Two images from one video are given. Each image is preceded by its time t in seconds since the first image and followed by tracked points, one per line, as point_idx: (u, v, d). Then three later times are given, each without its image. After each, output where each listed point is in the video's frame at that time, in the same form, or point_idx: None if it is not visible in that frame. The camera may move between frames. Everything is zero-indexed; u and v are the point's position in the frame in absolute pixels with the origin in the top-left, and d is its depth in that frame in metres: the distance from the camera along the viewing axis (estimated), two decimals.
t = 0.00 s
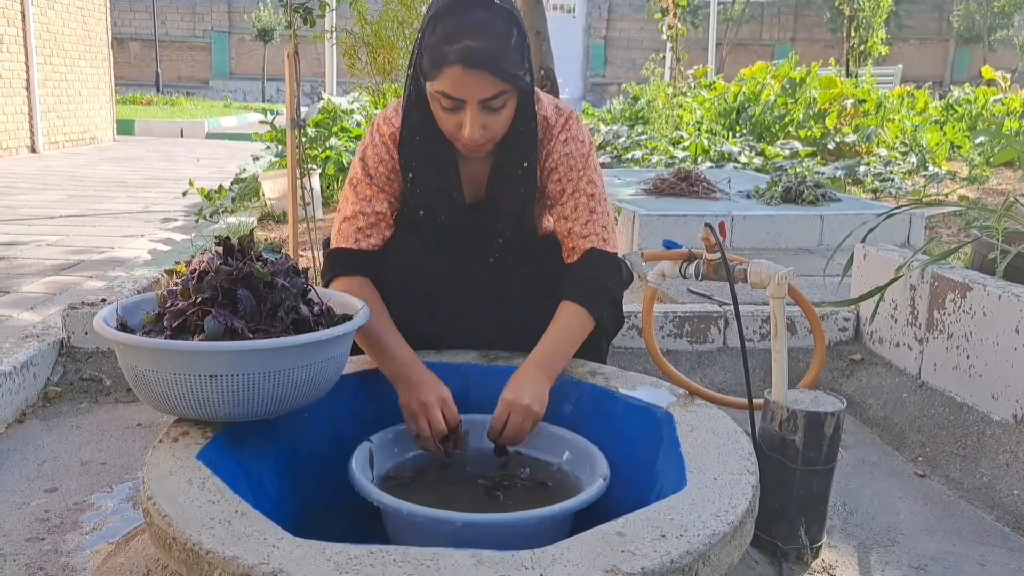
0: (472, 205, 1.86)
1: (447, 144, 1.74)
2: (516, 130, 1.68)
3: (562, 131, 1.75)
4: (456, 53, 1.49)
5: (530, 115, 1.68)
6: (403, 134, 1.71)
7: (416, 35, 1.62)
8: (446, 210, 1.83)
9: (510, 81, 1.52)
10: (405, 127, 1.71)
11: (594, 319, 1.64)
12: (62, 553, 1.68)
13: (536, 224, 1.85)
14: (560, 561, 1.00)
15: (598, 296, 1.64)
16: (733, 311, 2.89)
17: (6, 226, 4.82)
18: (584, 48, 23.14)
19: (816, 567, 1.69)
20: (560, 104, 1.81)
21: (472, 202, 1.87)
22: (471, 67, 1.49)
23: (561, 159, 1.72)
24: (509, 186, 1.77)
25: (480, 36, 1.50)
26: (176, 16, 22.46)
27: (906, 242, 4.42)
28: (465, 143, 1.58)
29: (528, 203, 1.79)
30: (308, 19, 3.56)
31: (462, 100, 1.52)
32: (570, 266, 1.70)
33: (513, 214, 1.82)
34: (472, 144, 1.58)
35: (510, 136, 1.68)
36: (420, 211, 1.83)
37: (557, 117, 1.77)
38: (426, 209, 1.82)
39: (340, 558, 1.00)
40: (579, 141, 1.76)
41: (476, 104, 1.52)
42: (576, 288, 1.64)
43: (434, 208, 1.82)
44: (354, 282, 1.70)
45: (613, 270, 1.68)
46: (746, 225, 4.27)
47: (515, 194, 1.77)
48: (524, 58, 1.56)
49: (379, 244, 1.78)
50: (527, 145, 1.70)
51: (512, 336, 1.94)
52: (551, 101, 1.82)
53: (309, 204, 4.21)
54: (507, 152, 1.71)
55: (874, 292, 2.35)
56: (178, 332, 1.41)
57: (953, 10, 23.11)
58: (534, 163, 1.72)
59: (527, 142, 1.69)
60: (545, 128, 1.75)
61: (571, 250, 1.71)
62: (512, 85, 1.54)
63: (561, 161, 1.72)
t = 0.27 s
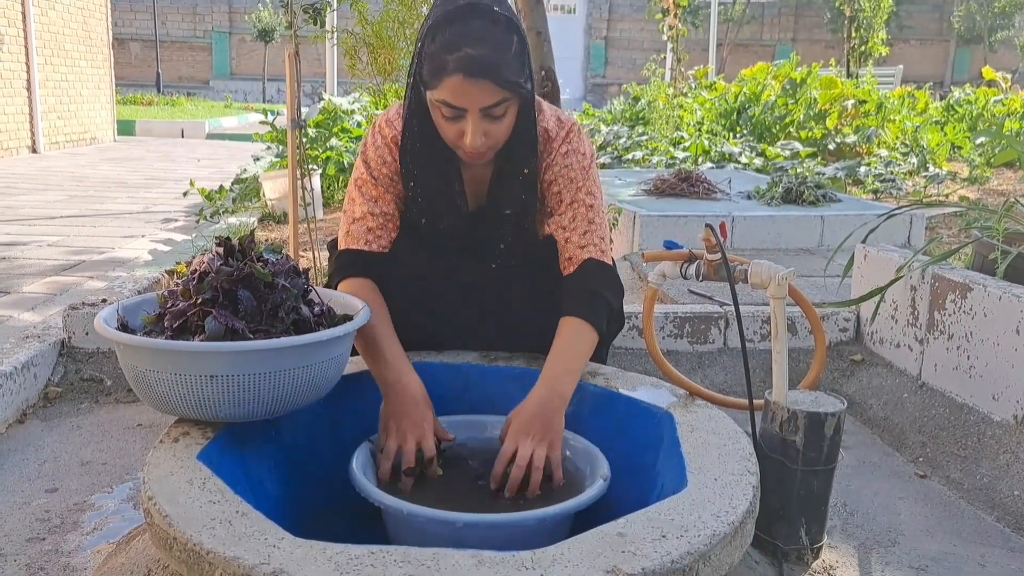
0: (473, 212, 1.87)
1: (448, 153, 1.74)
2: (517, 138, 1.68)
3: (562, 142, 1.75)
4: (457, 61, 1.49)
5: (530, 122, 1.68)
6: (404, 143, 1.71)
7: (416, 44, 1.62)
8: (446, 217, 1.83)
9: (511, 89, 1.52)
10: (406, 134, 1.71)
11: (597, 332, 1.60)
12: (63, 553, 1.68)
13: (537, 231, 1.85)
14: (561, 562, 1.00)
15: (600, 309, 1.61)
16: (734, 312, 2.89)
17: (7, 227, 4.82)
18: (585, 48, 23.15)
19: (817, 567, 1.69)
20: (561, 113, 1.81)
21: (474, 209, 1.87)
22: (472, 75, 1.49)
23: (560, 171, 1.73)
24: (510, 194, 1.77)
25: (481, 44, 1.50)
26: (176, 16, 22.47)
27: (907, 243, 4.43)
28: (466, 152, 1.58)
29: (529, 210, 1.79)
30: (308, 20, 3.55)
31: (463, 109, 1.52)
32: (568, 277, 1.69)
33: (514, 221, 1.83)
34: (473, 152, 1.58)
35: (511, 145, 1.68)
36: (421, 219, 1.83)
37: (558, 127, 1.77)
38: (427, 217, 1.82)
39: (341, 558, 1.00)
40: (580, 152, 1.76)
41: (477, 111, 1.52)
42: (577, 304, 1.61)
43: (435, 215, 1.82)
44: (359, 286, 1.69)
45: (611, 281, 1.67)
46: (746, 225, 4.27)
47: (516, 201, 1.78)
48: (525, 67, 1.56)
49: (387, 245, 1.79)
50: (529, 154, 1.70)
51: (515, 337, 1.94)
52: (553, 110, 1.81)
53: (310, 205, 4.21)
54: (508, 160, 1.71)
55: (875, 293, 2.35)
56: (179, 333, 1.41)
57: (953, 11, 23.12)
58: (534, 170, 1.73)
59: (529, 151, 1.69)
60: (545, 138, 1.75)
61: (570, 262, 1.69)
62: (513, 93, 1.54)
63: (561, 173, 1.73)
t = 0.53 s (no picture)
0: (478, 213, 1.86)
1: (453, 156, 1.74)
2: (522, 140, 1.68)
3: (566, 142, 1.73)
4: (461, 65, 1.49)
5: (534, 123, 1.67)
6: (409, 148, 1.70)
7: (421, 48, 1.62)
8: (450, 219, 1.83)
9: (516, 92, 1.52)
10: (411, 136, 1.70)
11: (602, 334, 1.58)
12: (67, 551, 1.68)
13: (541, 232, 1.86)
14: (563, 560, 1.00)
15: (605, 312, 1.60)
16: (736, 310, 2.89)
17: (10, 225, 4.83)
18: (587, 46, 23.12)
19: (820, 565, 1.69)
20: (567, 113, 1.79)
21: (479, 210, 1.86)
22: (476, 79, 1.49)
23: (564, 171, 1.71)
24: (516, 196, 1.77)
25: (485, 48, 1.50)
26: (179, 14, 22.50)
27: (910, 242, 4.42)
28: (472, 155, 1.58)
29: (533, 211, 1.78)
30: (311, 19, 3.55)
31: (468, 112, 1.52)
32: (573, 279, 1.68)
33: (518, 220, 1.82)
34: (479, 155, 1.58)
35: (515, 147, 1.68)
36: (424, 223, 1.82)
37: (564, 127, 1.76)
38: (432, 220, 1.82)
39: (344, 555, 1.01)
40: (583, 151, 1.73)
41: (482, 115, 1.52)
42: (580, 304, 1.60)
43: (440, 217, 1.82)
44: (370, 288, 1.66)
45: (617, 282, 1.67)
46: (749, 224, 4.27)
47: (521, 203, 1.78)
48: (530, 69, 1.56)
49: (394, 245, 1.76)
50: (534, 157, 1.70)
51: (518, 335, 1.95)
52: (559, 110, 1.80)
53: (313, 203, 4.21)
54: (513, 162, 1.71)
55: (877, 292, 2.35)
56: (183, 331, 1.41)
57: (957, 9, 23.07)
58: (539, 173, 1.72)
59: (534, 153, 1.69)
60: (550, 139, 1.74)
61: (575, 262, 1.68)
62: (518, 96, 1.54)
63: (564, 172, 1.71)
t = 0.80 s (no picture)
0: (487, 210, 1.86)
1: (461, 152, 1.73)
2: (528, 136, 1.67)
3: (573, 140, 1.72)
4: (466, 60, 1.49)
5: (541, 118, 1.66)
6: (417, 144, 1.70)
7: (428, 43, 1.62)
8: (459, 214, 1.83)
9: (522, 87, 1.52)
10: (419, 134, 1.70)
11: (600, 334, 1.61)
12: (74, 546, 1.69)
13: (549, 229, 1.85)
14: (569, 556, 1.01)
15: (606, 313, 1.62)
16: (742, 307, 2.89)
17: (17, 221, 4.85)
18: (592, 43, 23.10)
19: (825, 562, 1.69)
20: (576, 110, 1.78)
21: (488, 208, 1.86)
22: (481, 74, 1.48)
23: (571, 168, 1.70)
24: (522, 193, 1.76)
25: (490, 42, 1.50)
26: (184, 12, 22.52)
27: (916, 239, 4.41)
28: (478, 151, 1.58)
29: (541, 209, 1.78)
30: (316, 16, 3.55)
31: (474, 107, 1.52)
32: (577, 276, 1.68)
33: (526, 218, 1.81)
34: (485, 150, 1.58)
35: (522, 143, 1.67)
36: (433, 219, 1.83)
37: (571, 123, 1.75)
38: (442, 216, 1.82)
39: (350, 551, 1.01)
40: (590, 147, 1.73)
41: (488, 110, 1.52)
42: (584, 304, 1.62)
43: (450, 213, 1.82)
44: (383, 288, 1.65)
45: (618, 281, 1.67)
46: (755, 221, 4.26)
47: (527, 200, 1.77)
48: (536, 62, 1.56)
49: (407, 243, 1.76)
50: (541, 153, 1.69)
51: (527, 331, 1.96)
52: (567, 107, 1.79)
53: (318, 200, 4.21)
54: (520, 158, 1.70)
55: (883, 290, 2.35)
56: (189, 326, 1.42)
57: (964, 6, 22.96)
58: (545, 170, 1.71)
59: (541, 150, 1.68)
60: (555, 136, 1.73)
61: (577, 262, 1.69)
62: (524, 90, 1.53)
63: (572, 169, 1.70)
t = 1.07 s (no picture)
0: (493, 201, 1.86)
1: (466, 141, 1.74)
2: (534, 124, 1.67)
3: (581, 129, 1.74)
4: (471, 43, 1.49)
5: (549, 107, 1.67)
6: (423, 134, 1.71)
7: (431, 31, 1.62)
8: (466, 204, 1.83)
9: (526, 70, 1.52)
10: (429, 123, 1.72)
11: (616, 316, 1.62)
12: (78, 542, 1.69)
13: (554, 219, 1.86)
14: (573, 553, 1.01)
15: (621, 297, 1.63)
16: (746, 305, 2.88)
17: (22, 218, 4.86)
18: (596, 40, 23.08)
19: (829, 560, 1.69)
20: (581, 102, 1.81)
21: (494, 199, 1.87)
22: (486, 57, 1.49)
23: (581, 157, 1.71)
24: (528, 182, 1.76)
25: (495, 26, 1.50)
26: (189, 9, 22.54)
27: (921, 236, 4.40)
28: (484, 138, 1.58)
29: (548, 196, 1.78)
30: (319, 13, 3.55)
31: (479, 92, 1.52)
32: (591, 264, 1.69)
33: (531, 208, 1.82)
34: (491, 137, 1.58)
35: (527, 130, 1.67)
36: (441, 208, 1.83)
37: (577, 113, 1.77)
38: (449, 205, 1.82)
39: (354, 548, 1.01)
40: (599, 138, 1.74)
41: (494, 94, 1.52)
42: (601, 285, 1.63)
43: (457, 203, 1.83)
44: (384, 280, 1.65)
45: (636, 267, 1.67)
46: (759, 218, 4.26)
47: (534, 190, 1.78)
48: (539, 47, 1.56)
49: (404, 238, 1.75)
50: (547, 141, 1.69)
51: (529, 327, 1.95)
52: (572, 98, 1.82)
53: (322, 197, 4.22)
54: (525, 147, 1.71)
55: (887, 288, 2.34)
56: (193, 323, 1.42)
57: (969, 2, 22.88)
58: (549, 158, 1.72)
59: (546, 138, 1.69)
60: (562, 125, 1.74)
61: (585, 247, 1.70)
62: (528, 74, 1.54)
63: (581, 158, 1.72)
